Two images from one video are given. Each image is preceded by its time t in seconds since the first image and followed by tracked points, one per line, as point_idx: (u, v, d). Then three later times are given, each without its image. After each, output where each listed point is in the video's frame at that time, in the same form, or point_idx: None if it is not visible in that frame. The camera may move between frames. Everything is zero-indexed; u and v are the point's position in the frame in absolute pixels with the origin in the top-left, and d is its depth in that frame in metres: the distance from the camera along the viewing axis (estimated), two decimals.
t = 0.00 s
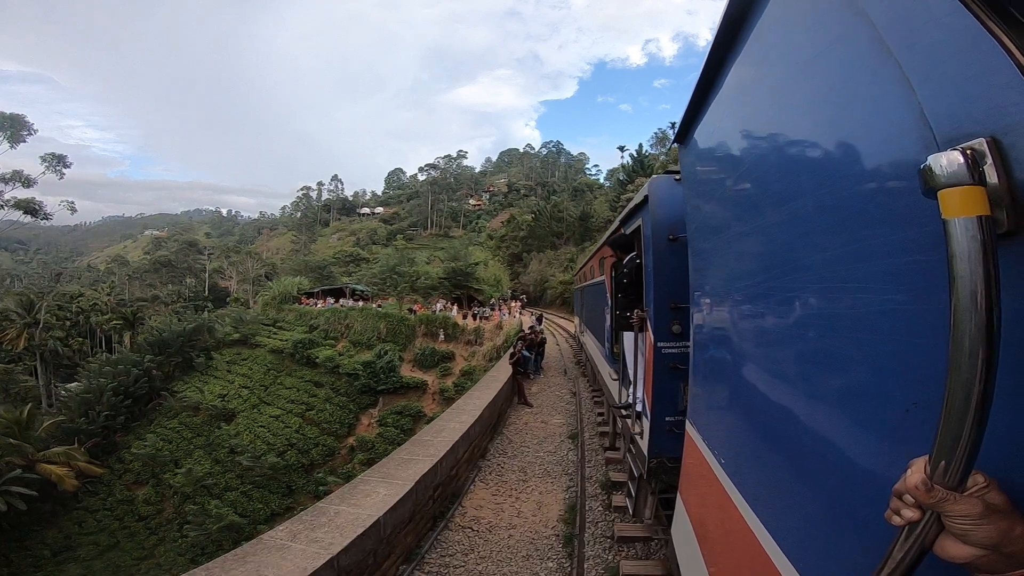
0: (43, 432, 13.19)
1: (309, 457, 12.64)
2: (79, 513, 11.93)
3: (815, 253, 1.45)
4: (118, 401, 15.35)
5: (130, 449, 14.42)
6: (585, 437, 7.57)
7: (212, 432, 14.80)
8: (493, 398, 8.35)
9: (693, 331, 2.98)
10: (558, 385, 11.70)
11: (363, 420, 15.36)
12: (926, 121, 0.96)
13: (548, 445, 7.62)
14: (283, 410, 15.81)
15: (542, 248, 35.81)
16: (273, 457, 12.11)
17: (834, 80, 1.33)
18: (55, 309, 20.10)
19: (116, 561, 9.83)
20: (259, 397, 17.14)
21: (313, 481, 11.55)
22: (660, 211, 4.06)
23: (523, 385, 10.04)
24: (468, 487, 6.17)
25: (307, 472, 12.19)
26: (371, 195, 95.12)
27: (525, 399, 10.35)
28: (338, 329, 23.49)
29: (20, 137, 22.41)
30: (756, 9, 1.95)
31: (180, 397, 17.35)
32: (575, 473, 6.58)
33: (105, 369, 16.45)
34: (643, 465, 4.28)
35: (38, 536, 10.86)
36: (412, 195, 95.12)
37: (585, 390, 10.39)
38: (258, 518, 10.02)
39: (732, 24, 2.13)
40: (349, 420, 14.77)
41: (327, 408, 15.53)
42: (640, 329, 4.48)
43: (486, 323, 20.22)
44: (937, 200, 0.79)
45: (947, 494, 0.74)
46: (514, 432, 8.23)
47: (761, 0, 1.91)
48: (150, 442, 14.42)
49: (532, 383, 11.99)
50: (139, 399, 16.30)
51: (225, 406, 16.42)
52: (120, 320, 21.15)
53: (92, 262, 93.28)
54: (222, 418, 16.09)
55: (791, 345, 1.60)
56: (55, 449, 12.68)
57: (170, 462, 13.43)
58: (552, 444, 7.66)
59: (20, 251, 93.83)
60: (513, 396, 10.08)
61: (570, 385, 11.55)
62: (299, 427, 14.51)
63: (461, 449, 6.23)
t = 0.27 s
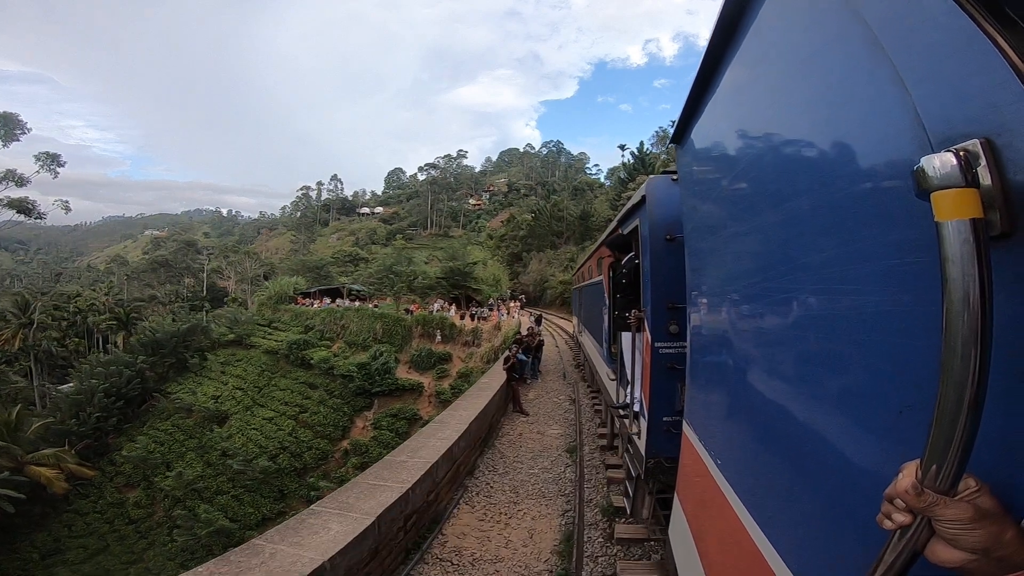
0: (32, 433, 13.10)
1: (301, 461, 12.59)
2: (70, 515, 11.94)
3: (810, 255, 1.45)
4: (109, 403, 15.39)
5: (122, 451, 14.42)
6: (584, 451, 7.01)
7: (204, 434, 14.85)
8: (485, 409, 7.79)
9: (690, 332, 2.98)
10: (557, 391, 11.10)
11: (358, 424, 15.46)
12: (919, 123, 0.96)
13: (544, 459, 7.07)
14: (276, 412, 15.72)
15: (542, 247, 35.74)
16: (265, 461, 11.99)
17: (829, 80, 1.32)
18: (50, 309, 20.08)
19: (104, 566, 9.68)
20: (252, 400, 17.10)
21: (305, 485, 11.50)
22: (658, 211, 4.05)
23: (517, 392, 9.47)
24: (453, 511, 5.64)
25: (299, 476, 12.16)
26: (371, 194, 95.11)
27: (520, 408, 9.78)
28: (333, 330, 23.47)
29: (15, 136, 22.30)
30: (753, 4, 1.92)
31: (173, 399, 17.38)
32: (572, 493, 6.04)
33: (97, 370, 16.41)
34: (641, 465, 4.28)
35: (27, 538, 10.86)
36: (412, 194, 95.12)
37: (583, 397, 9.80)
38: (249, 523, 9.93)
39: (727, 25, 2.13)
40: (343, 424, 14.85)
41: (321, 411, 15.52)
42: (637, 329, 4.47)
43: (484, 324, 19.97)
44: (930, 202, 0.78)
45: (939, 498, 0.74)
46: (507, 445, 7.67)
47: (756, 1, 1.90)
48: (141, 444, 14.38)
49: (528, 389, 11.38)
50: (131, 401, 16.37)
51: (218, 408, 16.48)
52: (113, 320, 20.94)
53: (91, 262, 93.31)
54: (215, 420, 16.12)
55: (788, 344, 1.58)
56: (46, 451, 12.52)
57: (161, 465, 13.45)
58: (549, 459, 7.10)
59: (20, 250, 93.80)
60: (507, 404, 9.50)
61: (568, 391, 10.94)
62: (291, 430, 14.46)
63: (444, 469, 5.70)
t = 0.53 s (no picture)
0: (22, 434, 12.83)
1: (293, 464, 12.59)
2: (60, 517, 12.04)
3: (809, 253, 1.44)
4: (101, 404, 15.50)
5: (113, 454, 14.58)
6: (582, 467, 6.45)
7: (196, 435, 14.82)
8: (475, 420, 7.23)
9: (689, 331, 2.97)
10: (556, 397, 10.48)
11: (352, 427, 15.48)
12: (917, 122, 0.96)
13: (539, 477, 6.51)
14: (271, 414, 15.42)
15: (542, 247, 35.63)
16: (256, 465, 12.03)
17: (827, 78, 1.32)
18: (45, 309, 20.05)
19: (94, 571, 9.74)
20: (245, 401, 16.88)
21: (297, 489, 11.58)
22: (658, 211, 4.05)
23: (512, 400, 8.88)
24: (433, 539, 5.09)
25: (291, 480, 12.18)
26: (371, 194, 95.12)
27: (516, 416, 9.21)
28: (329, 330, 23.41)
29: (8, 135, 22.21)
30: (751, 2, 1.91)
31: (165, 400, 17.30)
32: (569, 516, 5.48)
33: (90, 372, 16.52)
34: (640, 465, 4.28)
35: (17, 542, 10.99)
36: (412, 194, 95.13)
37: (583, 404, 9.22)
38: (240, 528, 10.06)
39: (726, 23, 2.11)
40: (337, 426, 14.84)
41: (314, 412, 15.38)
42: (636, 329, 4.47)
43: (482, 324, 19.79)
44: (928, 201, 0.78)
45: (939, 496, 0.74)
46: (499, 460, 7.08)
47: None
48: (132, 447, 14.53)
49: (524, 395, 10.78)
50: (124, 402, 16.51)
51: (210, 409, 16.38)
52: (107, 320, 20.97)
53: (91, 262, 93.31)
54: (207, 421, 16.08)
55: (788, 341, 1.57)
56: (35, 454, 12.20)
57: (152, 467, 13.52)
58: (544, 475, 6.54)
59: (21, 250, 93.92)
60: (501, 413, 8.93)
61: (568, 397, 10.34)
62: (285, 433, 14.26)
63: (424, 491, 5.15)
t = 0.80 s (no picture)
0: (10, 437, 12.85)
1: (286, 468, 12.61)
2: (49, 520, 12.08)
3: (810, 255, 1.43)
4: (93, 405, 15.56)
5: (105, 456, 14.66)
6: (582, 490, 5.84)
7: (188, 438, 14.82)
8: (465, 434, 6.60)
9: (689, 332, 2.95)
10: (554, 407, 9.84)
11: (346, 430, 15.49)
12: (917, 123, 0.95)
13: (533, 499, 5.89)
14: (264, 417, 15.51)
15: (542, 246, 35.56)
16: (248, 469, 12.12)
17: (828, 79, 1.31)
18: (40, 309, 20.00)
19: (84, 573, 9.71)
20: (239, 403, 17.04)
21: (289, 495, 11.60)
22: (658, 211, 4.04)
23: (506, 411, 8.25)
24: (409, 574, 4.44)
25: (284, 484, 12.22)
26: (371, 194, 95.12)
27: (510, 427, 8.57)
28: (324, 331, 23.37)
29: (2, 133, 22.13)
30: (753, 3, 1.90)
31: (158, 401, 17.38)
32: (566, 548, 4.87)
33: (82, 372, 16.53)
34: (640, 465, 4.27)
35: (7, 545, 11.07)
36: (412, 194, 95.13)
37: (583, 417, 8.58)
38: (231, 534, 10.12)
39: (727, 23, 2.10)
40: (331, 430, 14.89)
41: (308, 415, 15.50)
42: (636, 329, 4.46)
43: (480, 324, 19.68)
44: (930, 205, 0.77)
45: (938, 498, 0.73)
46: (491, 477, 6.51)
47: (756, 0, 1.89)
48: (124, 449, 14.61)
49: (520, 404, 10.15)
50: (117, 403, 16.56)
51: (203, 411, 16.36)
52: (101, 320, 20.93)
53: (92, 262, 93.33)
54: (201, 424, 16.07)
55: (790, 342, 1.55)
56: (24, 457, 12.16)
57: (144, 469, 13.58)
58: (540, 497, 5.92)
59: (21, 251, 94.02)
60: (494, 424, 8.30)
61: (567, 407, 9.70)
62: (279, 436, 14.32)
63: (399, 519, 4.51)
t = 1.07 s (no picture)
0: None
1: (279, 472, 12.51)
2: (39, 523, 12.17)
3: (810, 254, 1.42)
4: (85, 407, 15.59)
5: (96, 459, 14.72)
6: (581, 515, 5.15)
7: (181, 440, 14.98)
8: (451, 448, 5.90)
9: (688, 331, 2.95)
10: (553, 415, 9.12)
11: (340, 434, 15.25)
12: (915, 123, 0.95)
13: (526, 525, 5.20)
14: (258, 419, 15.55)
15: (543, 246, 35.44)
16: (239, 473, 12.06)
17: (828, 79, 1.30)
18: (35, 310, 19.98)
19: None
20: (233, 404, 17.07)
21: (281, 500, 11.56)
22: (657, 211, 4.04)
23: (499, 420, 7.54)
24: None
25: (276, 488, 12.14)
26: (371, 194, 95.12)
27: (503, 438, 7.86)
28: (321, 331, 23.35)
29: None
30: (752, 2, 1.89)
31: (151, 402, 17.44)
32: None
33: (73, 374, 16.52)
34: (639, 465, 4.27)
35: None
36: (412, 194, 95.13)
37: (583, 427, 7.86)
38: (223, 539, 10.12)
39: (727, 21, 2.09)
40: (326, 432, 14.75)
41: (301, 418, 15.39)
42: (636, 329, 4.47)
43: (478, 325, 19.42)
44: (927, 206, 0.77)
45: (935, 498, 0.73)
46: (481, 497, 5.86)
47: None
48: (116, 452, 14.72)
49: (516, 411, 9.42)
50: (110, 404, 16.76)
51: (197, 412, 16.43)
52: (96, 321, 20.93)
53: (92, 263, 93.38)
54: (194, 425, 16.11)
55: (790, 342, 1.54)
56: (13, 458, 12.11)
57: (135, 472, 13.67)
58: (535, 521, 5.30)
59: (23, 251, 94.20)
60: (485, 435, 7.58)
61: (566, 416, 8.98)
62: (272, 439, 14.24)
63: (364, 554, 3.91)
